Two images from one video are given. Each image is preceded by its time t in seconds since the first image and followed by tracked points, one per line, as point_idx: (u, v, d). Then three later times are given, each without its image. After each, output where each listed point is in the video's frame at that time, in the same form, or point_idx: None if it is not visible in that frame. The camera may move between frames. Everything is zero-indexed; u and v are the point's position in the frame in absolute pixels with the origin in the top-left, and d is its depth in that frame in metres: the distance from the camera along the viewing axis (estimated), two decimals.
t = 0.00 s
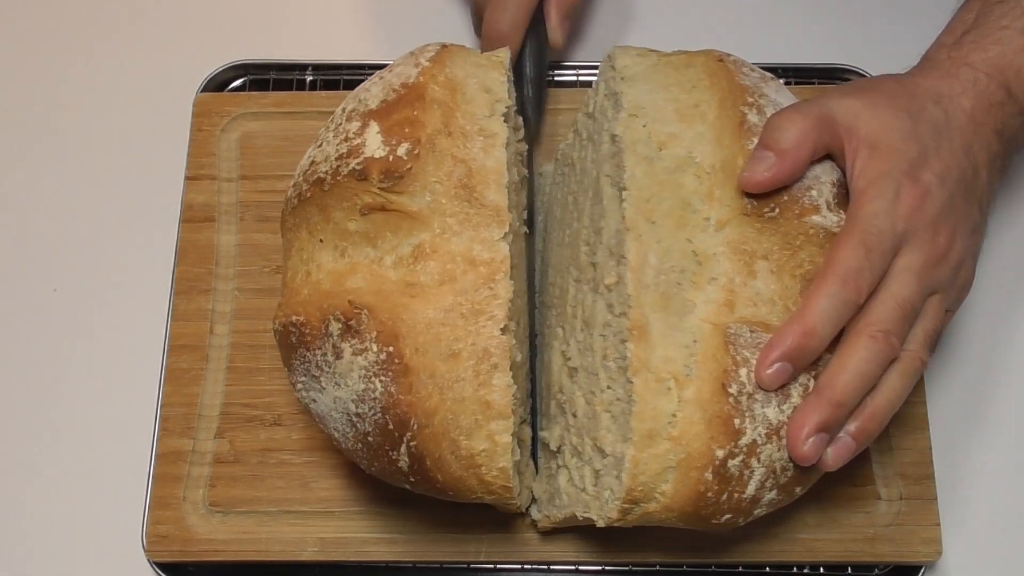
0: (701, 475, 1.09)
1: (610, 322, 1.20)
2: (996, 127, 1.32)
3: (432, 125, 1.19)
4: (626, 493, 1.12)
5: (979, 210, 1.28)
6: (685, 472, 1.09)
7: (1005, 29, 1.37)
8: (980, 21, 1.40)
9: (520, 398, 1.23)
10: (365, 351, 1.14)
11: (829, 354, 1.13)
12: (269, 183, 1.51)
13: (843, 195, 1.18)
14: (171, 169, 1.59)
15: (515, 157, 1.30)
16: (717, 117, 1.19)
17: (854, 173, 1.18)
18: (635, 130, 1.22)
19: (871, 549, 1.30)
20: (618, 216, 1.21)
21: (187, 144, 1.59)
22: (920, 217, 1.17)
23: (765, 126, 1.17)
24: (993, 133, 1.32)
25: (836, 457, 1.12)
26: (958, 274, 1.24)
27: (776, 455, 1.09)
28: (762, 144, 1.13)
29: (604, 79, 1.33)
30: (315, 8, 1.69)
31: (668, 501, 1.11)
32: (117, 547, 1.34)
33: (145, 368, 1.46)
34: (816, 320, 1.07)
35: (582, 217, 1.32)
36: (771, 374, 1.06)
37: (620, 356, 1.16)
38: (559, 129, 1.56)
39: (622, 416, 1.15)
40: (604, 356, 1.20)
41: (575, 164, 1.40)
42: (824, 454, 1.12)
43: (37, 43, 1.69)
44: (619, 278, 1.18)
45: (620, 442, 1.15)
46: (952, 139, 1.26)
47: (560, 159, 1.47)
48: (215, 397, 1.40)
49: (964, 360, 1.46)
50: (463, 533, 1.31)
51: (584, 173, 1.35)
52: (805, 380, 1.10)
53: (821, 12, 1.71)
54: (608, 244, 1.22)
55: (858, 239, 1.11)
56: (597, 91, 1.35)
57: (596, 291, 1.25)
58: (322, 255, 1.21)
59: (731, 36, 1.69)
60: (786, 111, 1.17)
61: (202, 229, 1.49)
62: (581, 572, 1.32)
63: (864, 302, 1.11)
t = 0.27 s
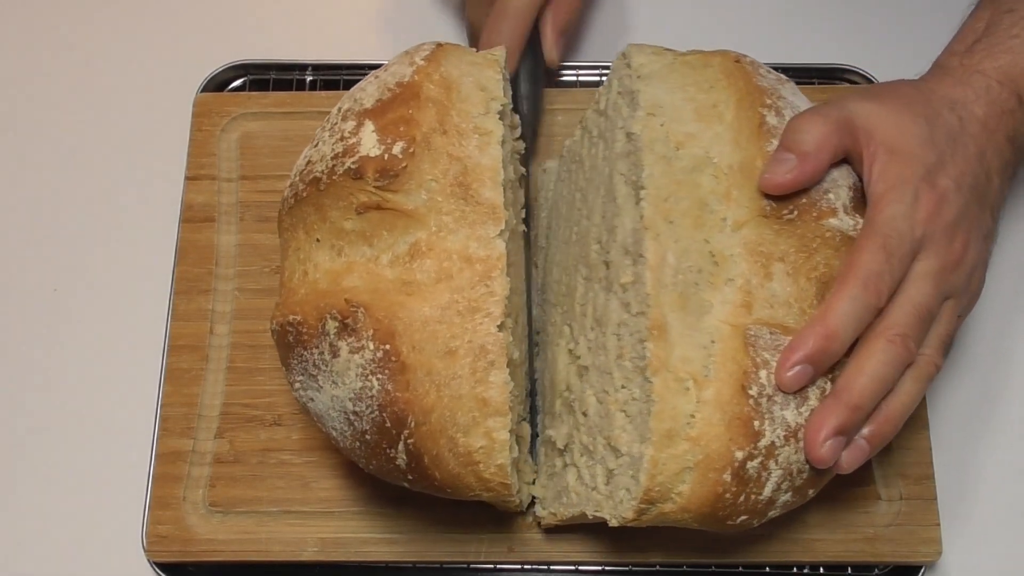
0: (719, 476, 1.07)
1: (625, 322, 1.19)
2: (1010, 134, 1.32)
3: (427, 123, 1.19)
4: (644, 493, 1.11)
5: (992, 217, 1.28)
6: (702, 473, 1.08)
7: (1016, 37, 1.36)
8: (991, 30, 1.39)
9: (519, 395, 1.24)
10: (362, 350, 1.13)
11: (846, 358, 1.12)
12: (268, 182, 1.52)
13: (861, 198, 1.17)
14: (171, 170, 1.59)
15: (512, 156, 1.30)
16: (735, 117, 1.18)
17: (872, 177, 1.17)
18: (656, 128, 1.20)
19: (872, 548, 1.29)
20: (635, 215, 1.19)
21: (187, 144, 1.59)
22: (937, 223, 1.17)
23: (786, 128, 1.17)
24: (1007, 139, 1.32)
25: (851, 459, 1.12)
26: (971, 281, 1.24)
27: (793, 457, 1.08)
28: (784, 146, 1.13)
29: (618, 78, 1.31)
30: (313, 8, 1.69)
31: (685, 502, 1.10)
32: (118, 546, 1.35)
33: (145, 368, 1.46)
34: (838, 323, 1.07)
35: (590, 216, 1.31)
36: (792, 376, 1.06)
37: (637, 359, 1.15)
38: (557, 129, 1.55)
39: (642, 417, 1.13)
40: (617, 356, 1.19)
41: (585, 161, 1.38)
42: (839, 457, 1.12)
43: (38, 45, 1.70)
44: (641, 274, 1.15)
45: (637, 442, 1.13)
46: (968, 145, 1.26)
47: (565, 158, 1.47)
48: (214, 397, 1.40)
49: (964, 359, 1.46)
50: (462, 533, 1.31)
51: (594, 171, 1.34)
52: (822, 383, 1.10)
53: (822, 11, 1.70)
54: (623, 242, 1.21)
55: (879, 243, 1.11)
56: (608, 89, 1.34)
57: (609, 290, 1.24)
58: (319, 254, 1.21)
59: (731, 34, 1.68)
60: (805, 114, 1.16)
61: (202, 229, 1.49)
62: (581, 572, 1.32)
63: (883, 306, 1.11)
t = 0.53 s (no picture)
0: (761, 475, 1.06)
1: (661, 317, 1.15)
2: None
3: (427, 124, 1.19)
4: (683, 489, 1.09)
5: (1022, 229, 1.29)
6: (744, 472, 1.06)
7: None
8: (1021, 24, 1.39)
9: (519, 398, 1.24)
10: (362, 351, 1.14)
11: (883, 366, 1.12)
12: (268, 182, 1.51)
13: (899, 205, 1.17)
14: (171, 170, 1.59)
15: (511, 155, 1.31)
16: (777, 117, 1.15)
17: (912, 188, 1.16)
18: (698, 122, 1.17)
19: (872, 548, 1.30)
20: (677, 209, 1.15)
21: (187, 144, 1.59)
22: (977, 235, 1.17)
23: (831, 133, 1.15)
24: None
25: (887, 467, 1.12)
26: (1002, 293, 1.25)
27: (832, 458, 1.08)
28: (829, 150, 1.11)
29: (652, 76, 1.28)
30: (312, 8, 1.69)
31: (725, 499, 1.09)
32: (118, 546, 1.35)
33: (145, 368, 1.46)
34: (886, 333, 1.06)
35: (616, 210, 1.29)
36: (840, 384, 1.04)
37: (679, 359, 1.12)
38: (557, 129, 1.53)
39: (683, 414, 1.10)
40: (651, 349, 1.16)
41: (610, 155, 1.35)
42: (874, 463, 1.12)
43: (38, 44, 1.70)
44: (683, 269, 1.11)
45: (677, 438, 1.11)
46: (1004, 157, 1.25)
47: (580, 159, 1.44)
48: (214, 397, 1.40)
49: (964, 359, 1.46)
50: (463, 533, 1.31)
51: (623, 162, 1.30)
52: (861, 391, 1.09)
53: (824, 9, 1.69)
54: (657, 235, 1.17)
55: (924, 253, 1.10)
56: (641, 83, 1.31)
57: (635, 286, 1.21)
58: (319, 255, 1.21)
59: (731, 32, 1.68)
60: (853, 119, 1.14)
61: (202, 229, 1.49)
62: (581, 572, 1.32)
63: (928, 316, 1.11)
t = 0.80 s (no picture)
0: (819, 463, 1.04)
1: (716, 299, 1.11)
2: None
3: (430, 124, 1.19)
4: (743, 473, 1.05)
5: None
6: (802, 457, 1.04)
7: None
8: None
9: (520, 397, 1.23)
10: (364, 350, 1.14)
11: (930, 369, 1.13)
12: (268, 182, 1.51)
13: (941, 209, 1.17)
14: (171, 169, 1.59)
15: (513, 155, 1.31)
16: (830, 116, 1.13)
17: (962, 193, 1.15)
18: (757, 114, 1.14)
19: (872, 548, 1.30)
20: (739, 191, 1.11)
21: (187, 144, 1.59)
22: None
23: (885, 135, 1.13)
24: None
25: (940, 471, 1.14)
26: None
27: (882, 450, 1.07)
28: (882, 153, 1.09)
29: (698, 65, 1.24)
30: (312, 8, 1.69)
31: (779, 484, 1.06)
32: (117, 546, 1.35)
33: (145, 368, 1.46)
34: (948, 341, 1.06)
35: (654, 194, 1.25)
36: (906, 393, 1.04)
37: (737, 344, 1.08)
38: (557, 129, 1.53)
39: (742, 400, 1.06)
40: (700, 334, 1.12)
41: (645, 141, 1.30)
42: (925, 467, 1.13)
43: (38, 43, 1.70)
44: (744, 252, 1.08)
45: (734, 422, 1.07)
46: None
47: (603, 149, 1.42)
48: (215, 397, 1.40)
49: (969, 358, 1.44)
50: (463, 533, 1.31)
51: (661, 146, 1.27)
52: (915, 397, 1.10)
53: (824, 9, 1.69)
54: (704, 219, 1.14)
55: (981, 260, 1.10)
56: (685, 72, 1.26)
57: (678, 269, 1.17)
58: (321, 254, 1.21)
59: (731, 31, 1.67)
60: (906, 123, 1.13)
61: (202, 228, 1.49)
62: (581, 572, 1.32)
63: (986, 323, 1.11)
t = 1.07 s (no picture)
0: (863, 462, 1.04)
1: (762, 293, 1.10)
2: None
3: (430, 124, 1.19)
4: (791, 470, 1.04)
5: None
6: (848, 455, 1.04)
7: None
8: None
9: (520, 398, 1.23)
10: (364, 351, 1.14)
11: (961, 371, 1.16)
12: (268, 182, 1.51)
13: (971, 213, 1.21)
14: (171, 169, 1.59)
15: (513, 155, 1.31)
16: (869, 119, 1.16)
17: (999, 196, 1.21)
18: (803, 113, 1.14)
19: (872, 548, 1.29)
20: (787, 188, 1.11)
21: (187, 144, 1.59)
22: None
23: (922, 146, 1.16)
24: None
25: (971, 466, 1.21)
26: None
27: (921, 451, 1.08)
28: (921, 161, 1.12)
29: (735, 63, 1.24)
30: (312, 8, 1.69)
31: (822, 482, 1.06)
32: (117, 546, 1.35)
33: (146, 367, 1.46)
34: (995, 348, 1.10)
35: (687, 188, 1.24)
36: (955, 402, 1.07)
37: (785, 339, 1.07)
38: (557, 129, 1.53)
39: (791, 396, 1.06)
40: (743, 328, 1.11)
41: (676, 135, 1.30)
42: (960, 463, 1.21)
43: (37, 43, 1.70)
44: (794, 249, 1.08)
45: (781, 417, 1.06)
46: None
47: (626, 141, 1.40)
48: (214, 397, 1.40)
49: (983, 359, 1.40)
50: (463, 533, 1.31)
51: (694, 141, 1.26)
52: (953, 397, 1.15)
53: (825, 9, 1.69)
54: (746, 216, 1.14)
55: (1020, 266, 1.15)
56: (721, 69, 1.26)
57: (715, 264, 1.16)
58: (321, 254, 1.21)
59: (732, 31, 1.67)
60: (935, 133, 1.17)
61: (202, 229, 1.49)
62: (581, 572, 1.32)
63: None
